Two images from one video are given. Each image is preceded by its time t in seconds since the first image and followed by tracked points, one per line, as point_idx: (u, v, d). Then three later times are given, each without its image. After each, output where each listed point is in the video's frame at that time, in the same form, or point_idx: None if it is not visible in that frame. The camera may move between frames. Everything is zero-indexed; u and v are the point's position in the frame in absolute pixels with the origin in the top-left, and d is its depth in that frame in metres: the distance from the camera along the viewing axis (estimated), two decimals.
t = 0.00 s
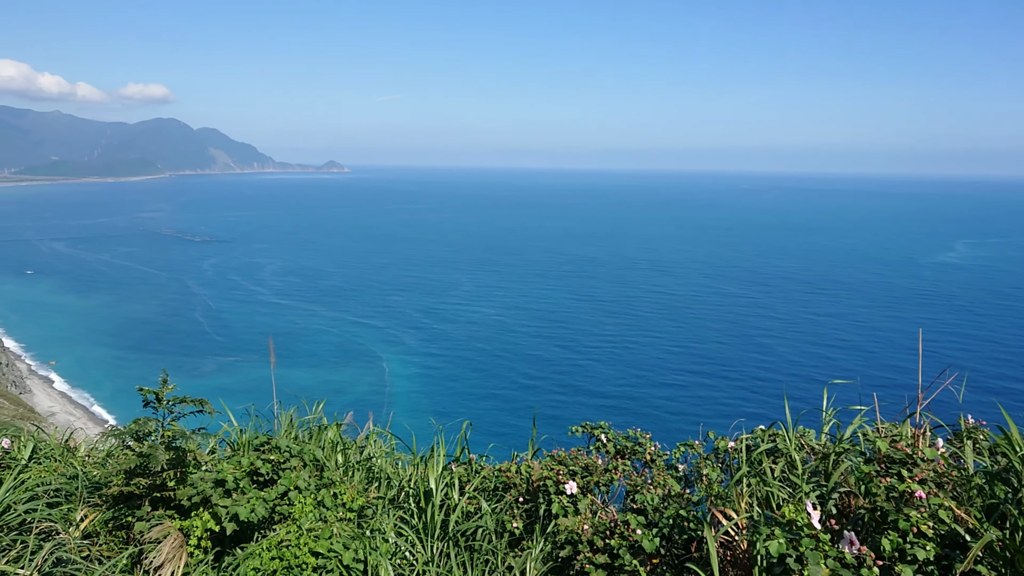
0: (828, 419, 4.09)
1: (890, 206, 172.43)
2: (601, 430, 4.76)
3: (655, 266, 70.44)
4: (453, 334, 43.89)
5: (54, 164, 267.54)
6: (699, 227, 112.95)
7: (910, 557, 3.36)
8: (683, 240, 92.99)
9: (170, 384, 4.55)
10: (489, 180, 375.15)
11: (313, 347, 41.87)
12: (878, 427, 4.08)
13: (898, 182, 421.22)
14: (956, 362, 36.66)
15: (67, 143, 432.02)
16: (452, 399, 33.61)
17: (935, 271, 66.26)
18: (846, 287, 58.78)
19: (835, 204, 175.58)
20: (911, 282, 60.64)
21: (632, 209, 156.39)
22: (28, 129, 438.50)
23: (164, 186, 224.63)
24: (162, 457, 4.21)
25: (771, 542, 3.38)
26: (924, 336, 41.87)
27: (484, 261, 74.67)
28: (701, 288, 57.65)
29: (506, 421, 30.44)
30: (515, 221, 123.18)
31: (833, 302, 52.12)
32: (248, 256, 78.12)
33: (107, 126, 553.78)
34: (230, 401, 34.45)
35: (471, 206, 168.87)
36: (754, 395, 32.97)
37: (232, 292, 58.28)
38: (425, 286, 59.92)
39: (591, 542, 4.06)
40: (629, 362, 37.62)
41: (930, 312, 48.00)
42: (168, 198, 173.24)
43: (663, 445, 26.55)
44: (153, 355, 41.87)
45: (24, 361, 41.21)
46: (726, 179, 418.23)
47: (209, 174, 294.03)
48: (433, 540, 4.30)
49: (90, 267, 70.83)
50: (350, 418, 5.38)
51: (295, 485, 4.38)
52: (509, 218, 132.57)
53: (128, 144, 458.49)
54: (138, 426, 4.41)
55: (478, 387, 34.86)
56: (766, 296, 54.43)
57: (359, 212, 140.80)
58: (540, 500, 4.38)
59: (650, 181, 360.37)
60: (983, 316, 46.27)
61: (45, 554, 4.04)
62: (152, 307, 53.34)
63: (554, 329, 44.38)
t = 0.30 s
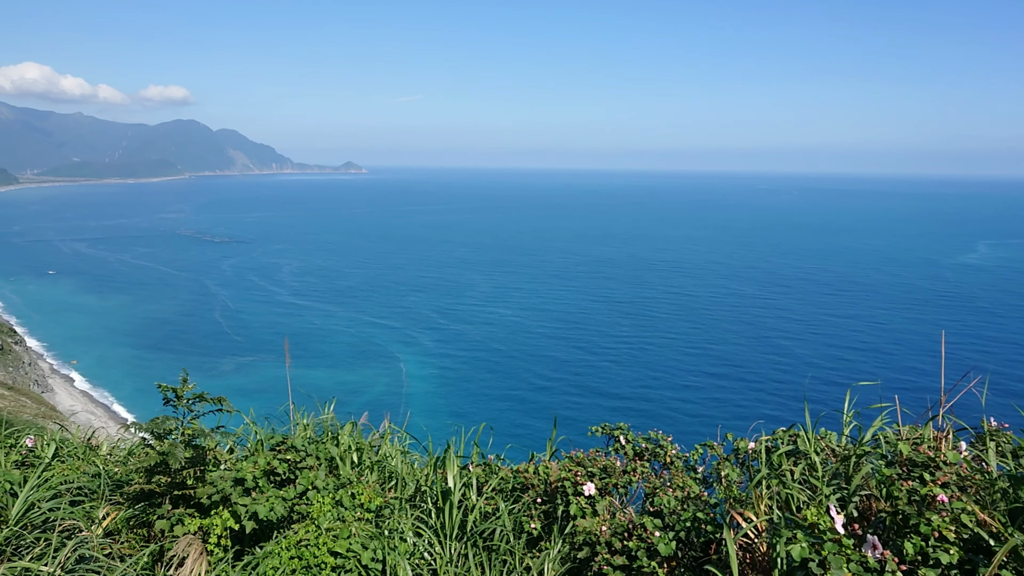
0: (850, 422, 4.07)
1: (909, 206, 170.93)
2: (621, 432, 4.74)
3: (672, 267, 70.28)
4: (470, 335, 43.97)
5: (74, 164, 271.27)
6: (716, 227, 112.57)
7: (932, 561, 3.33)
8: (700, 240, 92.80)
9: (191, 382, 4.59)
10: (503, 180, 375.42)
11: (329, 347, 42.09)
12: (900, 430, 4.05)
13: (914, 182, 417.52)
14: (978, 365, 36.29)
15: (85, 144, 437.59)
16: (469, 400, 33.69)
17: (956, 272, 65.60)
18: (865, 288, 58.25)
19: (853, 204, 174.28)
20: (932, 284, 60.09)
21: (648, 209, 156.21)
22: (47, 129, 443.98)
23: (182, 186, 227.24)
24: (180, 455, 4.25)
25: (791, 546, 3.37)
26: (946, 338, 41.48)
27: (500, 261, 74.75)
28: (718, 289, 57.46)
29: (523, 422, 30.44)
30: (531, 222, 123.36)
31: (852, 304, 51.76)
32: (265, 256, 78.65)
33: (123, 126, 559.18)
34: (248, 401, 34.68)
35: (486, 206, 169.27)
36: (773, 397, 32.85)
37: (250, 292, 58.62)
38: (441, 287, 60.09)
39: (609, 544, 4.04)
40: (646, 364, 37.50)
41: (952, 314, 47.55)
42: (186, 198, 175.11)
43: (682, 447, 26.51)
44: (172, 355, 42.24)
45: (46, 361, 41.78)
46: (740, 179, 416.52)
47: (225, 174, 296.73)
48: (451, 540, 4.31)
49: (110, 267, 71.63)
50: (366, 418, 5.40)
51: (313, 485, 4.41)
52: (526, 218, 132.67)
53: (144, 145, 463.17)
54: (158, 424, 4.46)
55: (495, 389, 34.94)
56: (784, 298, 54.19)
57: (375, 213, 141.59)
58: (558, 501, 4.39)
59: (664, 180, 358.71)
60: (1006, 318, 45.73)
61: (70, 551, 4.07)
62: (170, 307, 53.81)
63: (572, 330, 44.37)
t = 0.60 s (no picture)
0: (870, 425, 4.08)
1: (930, 207, 169.22)
2: (639, 434, 4.75)
3: (689, 268, 70.14)
4: (486, 336, 44.01)
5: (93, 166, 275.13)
6: (733, 228, 112.10)
7: (957, 567, 3.30)
8: (717, 242, 92.51)
9: (209, 383, 4.62)
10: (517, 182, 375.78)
11: (346, 347, 42.32)
12: (922, 433, 4.04)
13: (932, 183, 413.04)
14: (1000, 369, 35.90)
15: (103, 145, 443.05)
16: (486, 401, 33.79)
17: (978, 274, 64.89)
18: (884, 290, 57.79)
19: (873, 205, 172.91)
20: (953, 285, 59.49)
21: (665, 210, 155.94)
22: (66, 131, 449.92)
23: (201, 188, 230.02)
24: (199, 455, 4.30)
25: (813, 551, 3.37)
26: (968, 341, 41.04)
27: (516, 262, 74.82)
28: (735, 291, 57.28)
29: (540, 424, 30.52)
30: (548, 223, 123.55)
31: (871, 305, 51.39)
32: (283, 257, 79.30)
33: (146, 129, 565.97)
34: (265, 401, 34.98)
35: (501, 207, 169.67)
36: (792, 400, 32.72)
37: (267, 292, 59.04)
38: (458, 288, 60.21)
39: (627, 546, 4.04)
40: (664, 366, 37.43)
41: (973, 316, 47.06)
42: (204, 199, 177.09)
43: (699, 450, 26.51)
44: (190, 355, 42.67)
45: (68, 360, 42.41)
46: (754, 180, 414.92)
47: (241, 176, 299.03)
48: (468, 542, 4.32)
49: (130, 267, 72.56)
50: (380, 419, 5.44)
51: (331, 485, 4.43)
52: (542, 219, 132.87)
53: (161, 146, 468.50)
54: (177, 424, 4.51)
55: (512, 390, 35.03)
56: (801, 300, 53.97)
57: (393, 214, 142.28)
58: (575, 503, 4.39)
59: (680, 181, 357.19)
60: None
61: (92, 549, 4.11)
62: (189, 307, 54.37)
63: (589, 332, 44.37)
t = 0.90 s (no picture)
0: (892, 427, 4.07)
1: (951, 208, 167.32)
2: (656, 436, 4.75)
3: (706, 270, 69.95)
4: (502, 337, 44.07)
5: (112, 167, 278.13)
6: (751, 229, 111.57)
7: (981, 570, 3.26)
8: (735, 243, 92.20)
9: (226, 384, 4.64)
10: (531, 183, 375.55)
11: (362, 348, 42.51)
12: (942, 437, 4.02)
13: (949, 184, 408.65)
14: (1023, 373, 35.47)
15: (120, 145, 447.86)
16: (503, 402, 33.86)
17: (1000, 277, 64.14)
18: (903, 293, 57.26)
19: (893, 207, 171.27)
20: (975, 288, 58.83)
21: (682, 211, 155.51)
22: (84, 131, 454.90)
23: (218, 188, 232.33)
24: (218, 455, 4.33)
25: (833, 553, 3.36)
26: (990, 344, 40.58)
27: (533, 264, 74.88)
28: (752, 293, 57.07)
29: (557, 425, 30.56)
30: (565, 224, 123.60)
31: (890, 308, 51.01)
32: (300, 257, 79.81)
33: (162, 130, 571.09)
34: (282, 402, 35.22)
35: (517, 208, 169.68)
36: (811, 403, 32.56)
37: (284, 293, 59.41)
38: (475, 289, 60.29)
39: (645, 547, 4.02)
40: (681, 369, 37.34)
41: (995, 319, 46.55)
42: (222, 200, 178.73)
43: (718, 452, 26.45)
44: (208, 355, 43.05)
45: (88, 360, 42.90)
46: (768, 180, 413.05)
47: (257, 178, 301.25)
48: (485, 543, 4.34)
49: (150, 267, 73.33)
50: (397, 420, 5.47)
51: (349, 486, 4.45)
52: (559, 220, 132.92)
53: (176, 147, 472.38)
54: (195, 424, 4.54)
55: (529, 391, 35.08)
56: (819, 302, 53.65)
57: (409, 216, 142.81)
58: (592, 505, 4.40)
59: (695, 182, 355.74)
60: None
61: (114, 545, 4.15)
62: (207, 307, 54.85)
63: (606, 333, 44.34)
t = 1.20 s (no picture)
0: (915, 430, 4.05)
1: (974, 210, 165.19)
2: (676, 438, 4.73)
3: (724, 271, 69.67)
4: (520, 339, 44.12)
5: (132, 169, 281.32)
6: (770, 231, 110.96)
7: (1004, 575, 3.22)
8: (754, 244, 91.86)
9: (246, 385, 4.68)
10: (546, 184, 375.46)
11: (379, 349, 42.70)
12: (966, 440, 3.99)
13: (968, 185, 404.47)
14: None
15: (138, 146, 452.21)
16: (521, 404, 33.91)
17: None
18: (925, 295, 56.68)
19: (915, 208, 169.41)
20: (998, 291, 58.09)
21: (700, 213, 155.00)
22: (103, 132, 459.61)
23: (236, 189, 233.95)
24: (237, 455, 4.36)
25: (856, 555, 3.34)
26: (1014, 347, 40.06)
27: (551, 265, 74.93)
28: (772, 295, 56.81)
29: (577, 427, 30.58)
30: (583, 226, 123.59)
31: (911, 311, 50.54)
32: (319, 258, 80.30)
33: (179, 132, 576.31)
34: (302, 402, 35.44)
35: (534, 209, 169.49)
36: (832, 406, 32.36)
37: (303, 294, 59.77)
38: (493, 291, 60.39)
39: (664, 549, 4.02)
40: (700, 371, 37.20)
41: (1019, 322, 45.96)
42: (241, 202, 179.96)
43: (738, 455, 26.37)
44: (228, 355, 43.43)
45: (111, 360, 43.27)
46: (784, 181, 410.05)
47: (274, 180, 303.40)
48: (505, 543, 4.34)
49: (171, 268, 74.13)
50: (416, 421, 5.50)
51: (368, 487, 4.49)
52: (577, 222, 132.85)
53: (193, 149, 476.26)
54: (213, 425, 4.58)
55: (548, 392, 35.11)
56: (839, 304, 53.29)
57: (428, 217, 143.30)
58: (611, 506, 4.39)
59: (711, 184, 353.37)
60: None
61: (138, 542, 4.18)
62: (227, 307, 55.33)
63: (625, 335, 44.28)
